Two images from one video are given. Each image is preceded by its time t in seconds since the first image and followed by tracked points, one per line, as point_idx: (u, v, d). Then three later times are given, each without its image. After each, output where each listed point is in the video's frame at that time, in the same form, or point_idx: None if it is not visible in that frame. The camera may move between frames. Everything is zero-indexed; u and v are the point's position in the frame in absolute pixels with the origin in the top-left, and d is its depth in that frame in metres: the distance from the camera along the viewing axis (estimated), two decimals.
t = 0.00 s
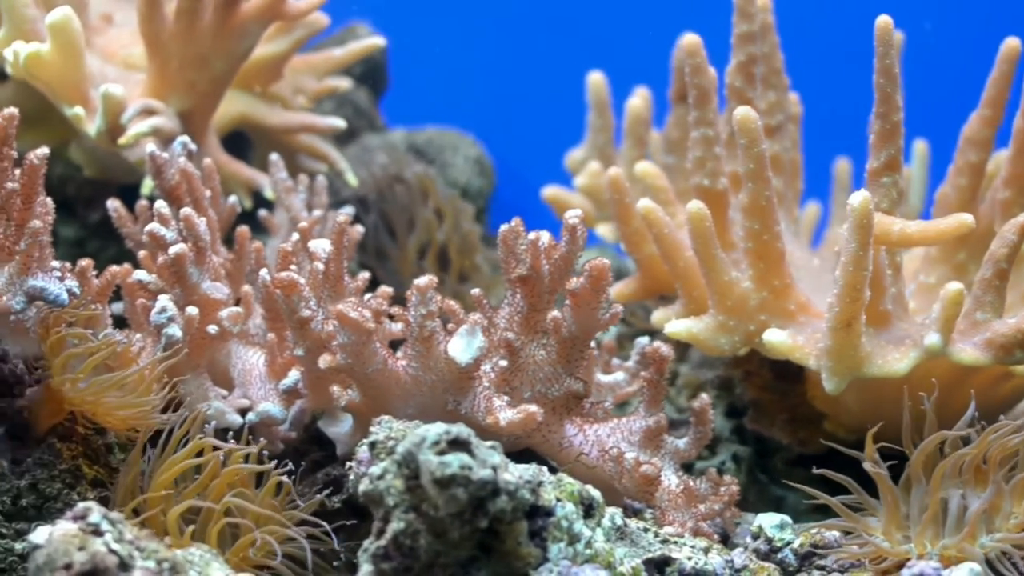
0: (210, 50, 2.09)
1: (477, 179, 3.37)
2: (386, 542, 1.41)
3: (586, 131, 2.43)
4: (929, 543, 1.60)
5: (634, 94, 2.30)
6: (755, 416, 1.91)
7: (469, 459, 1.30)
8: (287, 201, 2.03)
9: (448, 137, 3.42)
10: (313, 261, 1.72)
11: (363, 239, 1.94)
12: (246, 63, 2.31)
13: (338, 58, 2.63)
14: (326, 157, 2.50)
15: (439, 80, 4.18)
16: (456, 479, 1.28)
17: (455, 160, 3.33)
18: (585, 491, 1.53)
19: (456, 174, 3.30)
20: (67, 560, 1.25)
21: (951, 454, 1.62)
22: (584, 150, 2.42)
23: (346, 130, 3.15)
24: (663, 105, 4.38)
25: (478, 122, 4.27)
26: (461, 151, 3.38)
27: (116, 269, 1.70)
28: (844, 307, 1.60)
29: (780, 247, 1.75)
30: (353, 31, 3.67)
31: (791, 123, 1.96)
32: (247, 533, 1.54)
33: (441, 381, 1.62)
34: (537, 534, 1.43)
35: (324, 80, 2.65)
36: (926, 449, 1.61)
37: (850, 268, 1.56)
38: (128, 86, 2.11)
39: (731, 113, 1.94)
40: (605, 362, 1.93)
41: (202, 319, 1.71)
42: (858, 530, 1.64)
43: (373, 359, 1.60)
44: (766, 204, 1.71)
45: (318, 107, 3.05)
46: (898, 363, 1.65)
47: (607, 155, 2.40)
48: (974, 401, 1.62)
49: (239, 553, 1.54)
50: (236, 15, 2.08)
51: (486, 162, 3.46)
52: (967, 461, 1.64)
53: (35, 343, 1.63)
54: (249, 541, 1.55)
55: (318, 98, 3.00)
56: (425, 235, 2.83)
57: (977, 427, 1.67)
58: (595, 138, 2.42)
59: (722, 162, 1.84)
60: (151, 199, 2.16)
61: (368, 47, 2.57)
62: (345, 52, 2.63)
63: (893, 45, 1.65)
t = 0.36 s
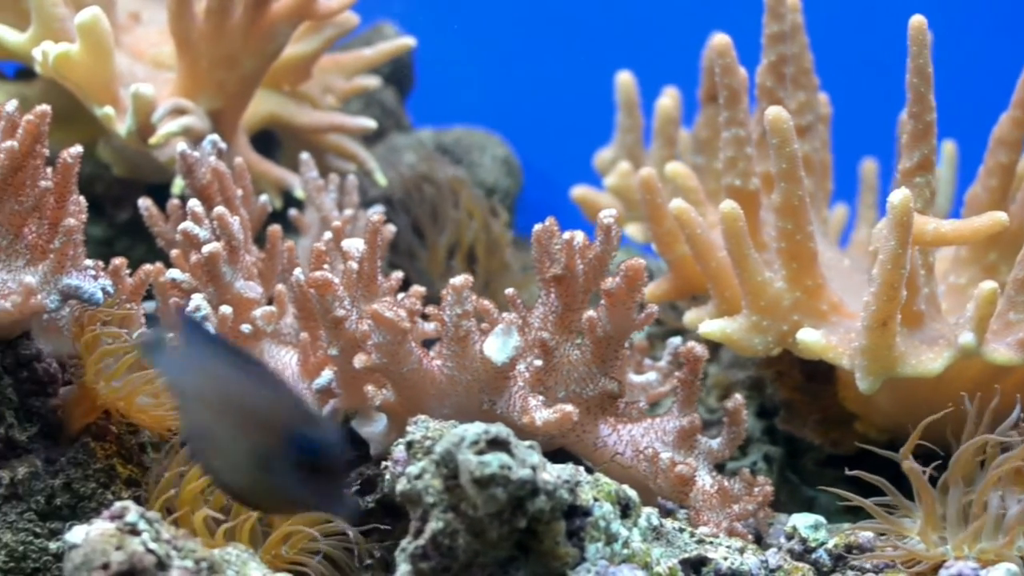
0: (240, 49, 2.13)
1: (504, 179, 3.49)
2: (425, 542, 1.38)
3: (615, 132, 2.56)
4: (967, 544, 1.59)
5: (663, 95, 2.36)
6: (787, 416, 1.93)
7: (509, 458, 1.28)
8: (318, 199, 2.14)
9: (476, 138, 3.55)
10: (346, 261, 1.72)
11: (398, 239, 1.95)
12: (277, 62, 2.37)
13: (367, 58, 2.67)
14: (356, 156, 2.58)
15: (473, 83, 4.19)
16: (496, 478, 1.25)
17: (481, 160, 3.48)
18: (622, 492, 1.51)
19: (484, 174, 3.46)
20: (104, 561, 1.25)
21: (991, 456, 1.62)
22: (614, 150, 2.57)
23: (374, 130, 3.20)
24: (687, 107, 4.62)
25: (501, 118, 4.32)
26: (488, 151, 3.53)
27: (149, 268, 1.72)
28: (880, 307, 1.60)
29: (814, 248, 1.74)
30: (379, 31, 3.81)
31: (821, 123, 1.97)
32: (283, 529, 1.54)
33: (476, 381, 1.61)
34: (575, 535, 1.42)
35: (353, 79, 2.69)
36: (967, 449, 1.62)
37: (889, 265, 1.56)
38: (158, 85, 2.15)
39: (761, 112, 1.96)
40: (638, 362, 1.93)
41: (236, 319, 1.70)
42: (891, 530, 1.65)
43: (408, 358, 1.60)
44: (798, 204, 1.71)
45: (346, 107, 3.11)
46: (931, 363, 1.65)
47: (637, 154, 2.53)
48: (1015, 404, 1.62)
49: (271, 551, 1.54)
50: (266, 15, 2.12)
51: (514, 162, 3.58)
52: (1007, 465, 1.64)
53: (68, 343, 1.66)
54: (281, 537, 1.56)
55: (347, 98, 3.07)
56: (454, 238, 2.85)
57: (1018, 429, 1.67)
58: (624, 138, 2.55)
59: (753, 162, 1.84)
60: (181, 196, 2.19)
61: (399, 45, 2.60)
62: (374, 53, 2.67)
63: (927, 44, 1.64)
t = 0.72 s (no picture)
0: (268, 47, 2.18)
1: (530, 180, 3.49)
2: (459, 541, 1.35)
3: (641, 132, 2.60)
4: (998, 545, 1.57)
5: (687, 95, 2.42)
6: (814, 416, 1.94)
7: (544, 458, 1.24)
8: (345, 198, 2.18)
9: (502, 138, 3.57)
10: (377, 260, 1.72)
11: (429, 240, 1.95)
12: (303, 62, 2.40)
13: (393, 57, 2.74)
14: (382, 156, 2.61)
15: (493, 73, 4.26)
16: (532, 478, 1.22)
17: (507, 159, 3.47)
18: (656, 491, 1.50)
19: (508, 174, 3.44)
20: (137, 560, 1.22)
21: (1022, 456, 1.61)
22: (639, 150, 2.61)
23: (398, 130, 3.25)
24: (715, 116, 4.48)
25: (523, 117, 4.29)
26: (514, 151, 3.52)
27: (180, 267, 1.70)
28: (911, 306, 1.60)
29: (843, 247, 1.74)
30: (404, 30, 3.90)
31: (848, 124, 1.99)
32: (313, 528, 1.52)
33: (509, 380, 1.61)
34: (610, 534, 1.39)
35: (379, 79, 2.76)
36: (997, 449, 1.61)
37: (918, 264, 1.55)
38: (183, 83, 2.23)
39: (789, 112, 1.98)
40: (666, 363, 1.94)
41: (266, 318, 1.72)
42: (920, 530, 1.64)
43: (441, 358, 1.59)
44: (828, 204, 1.70)
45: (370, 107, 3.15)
46: (962, 362, 1.64)
47: (663, 154, 2.57)
48: None
49: (303, 551, 1.53)
50: (294, 15, 2.15)
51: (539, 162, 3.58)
52: None
53: (100, 342, 1.59)
54: (313, 537, 1.55)
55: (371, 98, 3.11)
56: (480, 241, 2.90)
57: None
58: (650, 139, 2.60)
59: (782, 162, 1.83)
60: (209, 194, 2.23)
61: (425, 45, 2.65)
62: (400, 51, 2.74)
63: (960, 44, 1.65)
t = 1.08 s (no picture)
0: (298, 46, 2.19)
1: (559, 179, 3.51)
2: (497, 542, 1.33)
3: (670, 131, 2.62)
4: None
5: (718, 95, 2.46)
6: (846, 416, 1.95)
7: (584, 458, 1.22)
8: (376, 197, 2.24)
9: (528, 138, 3.56)
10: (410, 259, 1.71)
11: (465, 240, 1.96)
12: (334, 61, 2.41)
13: (423, 56, 2.75)
14: (412, 156, 2.63)
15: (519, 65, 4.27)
16: (570, 479, 1.20)
17: (535, 160, 3.49)
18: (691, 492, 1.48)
19: (536, 173, 3.47)
20: (174, 560, 1.20)
21: None
22: (669, 149, 2.62)
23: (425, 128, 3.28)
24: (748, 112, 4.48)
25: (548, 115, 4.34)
26: (541, 151, 3.53)
27: (213, 267, 1.70)
28: (942, 305, 1.57)
29: (876, 248, 1.74)
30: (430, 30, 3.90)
31: (879, 125, 2.00)
32: (352, 535, 1.53)
33: (544, 380, 1.60)
34: (646, 535, 1.37)
35: (408, 78, 2.76)
36: None
37: (948, 261, 1.52)
38: (214, 82, 2.25)
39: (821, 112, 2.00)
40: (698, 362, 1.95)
41: (299, 318, 1.71)
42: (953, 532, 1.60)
43: (475, 358, 1.58)
44: (861, 205, 1.69)
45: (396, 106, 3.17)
46: (996, 363, 1.63)
47: (692, 153, 2.59)
48: None
49: (341, 557, 1.54)
50: (323, 13, 2.16)
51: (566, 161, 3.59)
52: None
53: (134, 342, 1.59)
54: (352, 544, 1.55)
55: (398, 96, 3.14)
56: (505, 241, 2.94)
57: None
58: (679, 138, 2.61)
59: (814, 162, 1.84)
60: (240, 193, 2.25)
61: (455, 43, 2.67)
62: (430, 49, 2.75)
63: (997, 45, 1.66)
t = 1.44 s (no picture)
0: (328, 46, 2.21)
1: (585, 179, 3.51)
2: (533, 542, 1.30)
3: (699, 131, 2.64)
4: None
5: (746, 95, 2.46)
6: (877, 417, 1.95)
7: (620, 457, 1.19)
8: (408, 198, 2.24)
9: (556, 137, 3.57)
10: (443, 259, 1.70)
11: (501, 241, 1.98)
12: (364, 61, 2.42)
13: (451, 54, 2.77)
14: (441, 155, 2.65)
15: (557, 66, 4.51)
16: (607, 478, 1.17)
17: (562, 159, 3.50)
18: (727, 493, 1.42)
19: (564, 173, 3.47)
20: (210, 560, 1.18)
21: None
22: (697, 150, 2.65)
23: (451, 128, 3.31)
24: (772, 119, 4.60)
25: (578, 116, 4.56)
26: (568, 151, 3.54)
27: (246, 267, 1.70)
28: (980, 308, 1.57)
29: (910, 248, 1.74)
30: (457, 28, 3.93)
31: (910, 126, 2.02)
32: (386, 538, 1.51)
33: (578, 380, 1.60)
34: (682, 535, 1.34)
35: (437, 77, 2.78)
36: None
37: (990, 267, 1.53)
38: (243, 81, 2.27)
39: (851, 111, 2.03)
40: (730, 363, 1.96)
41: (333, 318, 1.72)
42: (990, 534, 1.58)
43: (509, 358, 1.58)
44: (894, 204, 1.69)
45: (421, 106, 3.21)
46: None
47: (720, 153, 2.60)
48: None
49: (377, 559, 1.52)
50: (352, 13, 2.17)
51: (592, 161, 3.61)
52: None
53: (167, 341, 1.60)
54: (387, 546, 1.53)
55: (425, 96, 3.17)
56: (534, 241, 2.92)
57: None
58: (707, 138, 2.63)
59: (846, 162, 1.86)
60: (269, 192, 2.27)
61: (485, 43, 2.66)
62: (458, 49, 2.77)
63: None
